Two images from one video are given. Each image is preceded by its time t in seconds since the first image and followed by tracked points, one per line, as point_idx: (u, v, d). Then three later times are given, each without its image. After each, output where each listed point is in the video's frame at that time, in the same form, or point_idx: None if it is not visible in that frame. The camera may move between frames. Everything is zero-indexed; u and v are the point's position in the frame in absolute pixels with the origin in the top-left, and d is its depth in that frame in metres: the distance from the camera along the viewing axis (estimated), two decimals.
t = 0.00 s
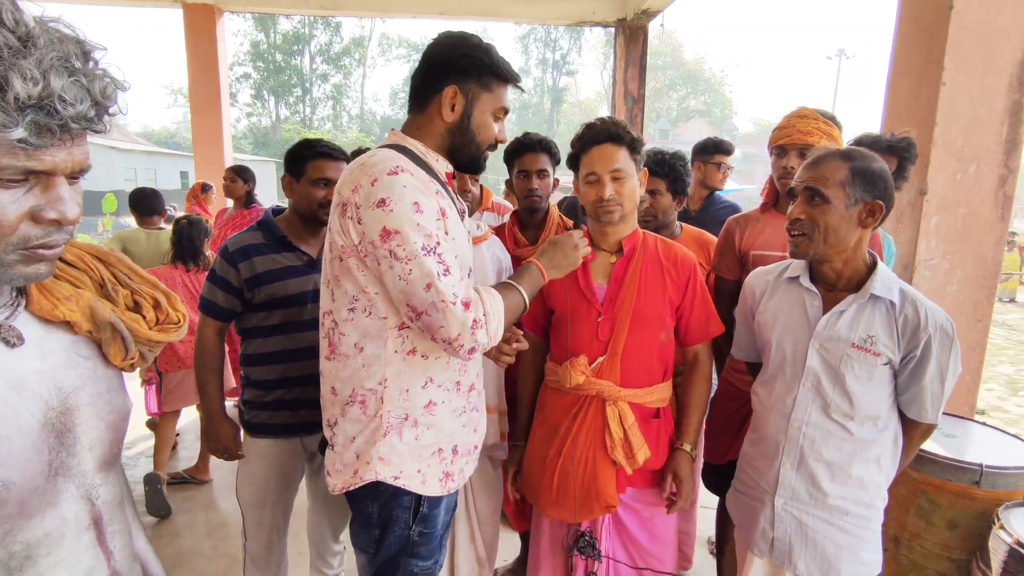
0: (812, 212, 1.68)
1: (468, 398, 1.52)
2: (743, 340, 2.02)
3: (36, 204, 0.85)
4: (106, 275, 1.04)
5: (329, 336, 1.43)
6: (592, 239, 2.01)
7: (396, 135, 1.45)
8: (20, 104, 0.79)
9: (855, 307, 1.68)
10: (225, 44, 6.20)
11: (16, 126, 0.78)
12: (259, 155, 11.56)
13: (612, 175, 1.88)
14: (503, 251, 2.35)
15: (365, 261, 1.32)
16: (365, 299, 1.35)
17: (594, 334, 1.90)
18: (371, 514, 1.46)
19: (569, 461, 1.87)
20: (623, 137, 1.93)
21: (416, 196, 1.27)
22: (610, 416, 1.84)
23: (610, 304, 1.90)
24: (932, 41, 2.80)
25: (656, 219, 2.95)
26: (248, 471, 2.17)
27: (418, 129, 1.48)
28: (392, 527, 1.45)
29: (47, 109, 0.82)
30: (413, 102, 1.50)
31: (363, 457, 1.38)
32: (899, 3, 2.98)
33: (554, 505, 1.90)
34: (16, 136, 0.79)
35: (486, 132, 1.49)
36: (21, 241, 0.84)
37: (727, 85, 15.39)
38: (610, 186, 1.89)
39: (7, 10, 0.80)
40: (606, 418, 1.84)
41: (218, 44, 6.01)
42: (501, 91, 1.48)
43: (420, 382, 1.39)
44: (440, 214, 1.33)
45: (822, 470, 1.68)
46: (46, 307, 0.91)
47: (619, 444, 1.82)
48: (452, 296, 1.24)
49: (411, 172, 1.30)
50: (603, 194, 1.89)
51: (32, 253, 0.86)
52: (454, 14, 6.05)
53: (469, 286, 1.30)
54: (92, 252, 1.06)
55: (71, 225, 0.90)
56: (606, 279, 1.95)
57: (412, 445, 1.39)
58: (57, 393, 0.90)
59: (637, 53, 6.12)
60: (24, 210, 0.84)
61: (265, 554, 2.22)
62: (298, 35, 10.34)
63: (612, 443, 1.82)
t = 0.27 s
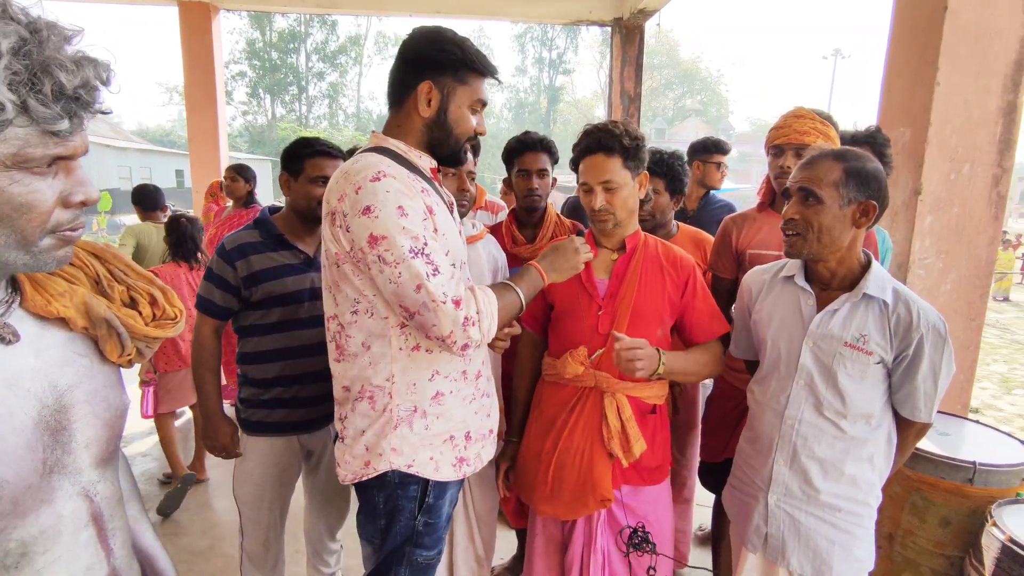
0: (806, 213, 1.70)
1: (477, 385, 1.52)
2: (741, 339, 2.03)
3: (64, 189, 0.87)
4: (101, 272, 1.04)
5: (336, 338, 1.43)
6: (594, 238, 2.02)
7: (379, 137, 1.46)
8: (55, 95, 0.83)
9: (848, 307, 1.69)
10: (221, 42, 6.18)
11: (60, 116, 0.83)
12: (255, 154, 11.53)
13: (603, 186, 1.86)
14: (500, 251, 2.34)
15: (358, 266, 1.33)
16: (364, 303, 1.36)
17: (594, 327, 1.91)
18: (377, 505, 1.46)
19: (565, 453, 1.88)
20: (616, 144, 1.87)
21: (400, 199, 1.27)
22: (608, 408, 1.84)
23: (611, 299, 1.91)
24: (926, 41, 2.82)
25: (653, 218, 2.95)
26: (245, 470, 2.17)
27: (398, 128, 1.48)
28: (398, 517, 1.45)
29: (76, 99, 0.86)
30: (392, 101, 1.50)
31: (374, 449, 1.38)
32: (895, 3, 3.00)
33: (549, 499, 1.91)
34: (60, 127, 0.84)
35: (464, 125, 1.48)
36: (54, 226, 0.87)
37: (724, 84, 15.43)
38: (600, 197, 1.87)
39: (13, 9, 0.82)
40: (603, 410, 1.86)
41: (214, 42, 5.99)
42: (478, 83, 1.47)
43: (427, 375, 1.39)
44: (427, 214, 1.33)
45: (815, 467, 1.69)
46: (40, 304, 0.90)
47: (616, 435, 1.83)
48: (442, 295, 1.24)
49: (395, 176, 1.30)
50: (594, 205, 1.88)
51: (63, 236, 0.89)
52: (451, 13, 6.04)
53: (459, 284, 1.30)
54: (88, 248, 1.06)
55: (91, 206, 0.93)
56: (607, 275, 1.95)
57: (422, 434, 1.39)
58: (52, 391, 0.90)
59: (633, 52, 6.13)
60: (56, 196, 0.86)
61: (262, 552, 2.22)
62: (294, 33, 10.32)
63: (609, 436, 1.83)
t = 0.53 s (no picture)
0: (799, 211, 1.70)
1: (473, 380, 1.51)
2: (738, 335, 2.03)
3: (61, 174, 0.87)
4: (91, 263, 1.03)
5: (333, 334, 1.43)
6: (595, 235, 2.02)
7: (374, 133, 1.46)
8: (53, 80, 0.84)
9: (842, 305, 1.69)
10: (220, 40, 6.17)
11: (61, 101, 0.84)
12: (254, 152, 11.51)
13: (602, 183, 1.85)
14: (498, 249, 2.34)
15: (355, 260, 1.32)
16: (361, 297, 1.36)
17: (591, 324, 1.91)
18: (373, 498, 1.45)
19: (562, 449, 1.88)
20: (614, 141, 1.86)
21: (396, 193, 1.27)
22: (605, 403, 1.84)
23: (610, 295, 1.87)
24: (926, 40, 2.82)
25: (654, 216, 2.94)
26: (241, 466, 2.17)
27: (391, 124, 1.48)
28: (393, 511, 1.44)
29: (71, 86, 0.87)
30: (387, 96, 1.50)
31: (370, 442, 1.38)
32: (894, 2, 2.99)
33: (547, 495, 1.90)
34: (62, 111, 0.84)
35: (458, 121, 1.47)
36: (53, 211, 0.87)
37: (724, 83, 15.43)
38: (599, 195, 1.87)
39: None
40: (600, 405, 1.85)
41: (213, 40, 5.98)
42: (471, 79, 1.46)
43: (422, 369, 1.38)
44: (424, 208, 1.33)
45: (808, 465, 1.69)
46: (30, 295, 0.90)
47: (613, 431, 1.83)
48: (438, 287, 1.24)
49: (391, 170, 1.30)
50: (593, 202, 1.88)
51: (61, 221, 0.89)
52: (451, 11, 6.03)
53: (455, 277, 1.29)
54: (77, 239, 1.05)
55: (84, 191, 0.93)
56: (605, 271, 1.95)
57: (418, 428, 1.39)
58: (43, 383, 0.89)
59: (633, 51, 6.12)
60: (53, 181, 0.86)
61: (258, 549, 2.22)
62: (293, 31, 10.30)
63: (605, 431, 1.83)
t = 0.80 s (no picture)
0: (796, 212, 1.69)
1: (468, 380, 1.51)
2: (736, 336, 2.03)
3: (52, 171, 0.87)
4: (84, 260, 1.03)
5: (330, 331, 1.43)
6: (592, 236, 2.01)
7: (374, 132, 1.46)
8: (45, 75, 0.84)
9: (840, 306, 1.69)
10: (222, 39, 6.17)
11: (52, 97, 0.84)
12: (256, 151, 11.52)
13: (601, 185, 1.85)
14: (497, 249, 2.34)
15: (352, 258, 1.32)
16: (357, 294, 1.36)
17: (589, 324, 1.90)
18: (367, 496, 1.45)
19: (560, 448, 1.88)
20: (612, 142, 1.85)
21: (393, 191, 1.26)
22: (602, 403, 1.84)
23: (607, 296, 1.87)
24: (928, 40, 2.80)
25: (656, 217, 2.93)
26: (240, 464, 2.17)
27: (391, 123, 1.48)
28: (387, 509, 1.45)
29: (63, 82, 0.87)
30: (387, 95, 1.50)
31: (364, 439, 1.37)
32: (897, 2, 2.98)
33: (546, 492, 1.90)
34: (52, 107, 0.84)
35: (457, 121, 1.47)
36: (44, 209, 0.86)
37: (726, 84, 15.41)
38: (597, 196, 1.86)
39: None
40: (598, 405, 1.85)
41: (215, 39, 5.98)
42: (470, 79, 1.46)
43: (417, 367, 1.38)
44: (421, 206, 1.32)
45: (806, 466, 1.68)
46: (23, 292, 0.89)
47: (611, 430, 1.83)
48: (431, 287, 1.23)
49: (389, 168, 1.30)
50: (591, 204, 1.87)
51: (52, 219, 0.88)
52: (452, 10, 6.02)
53: (448, 277, 1.29)
54: (70, 236, 1.05)
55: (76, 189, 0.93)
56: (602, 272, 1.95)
57: (412, 426, 1.38)
58: (37, 379, 0.89)
59: (635, 51, 6.10)
60: (44, 178, 0.86)
61: (256, 548, 2.21)
62: (296, 30, 10.31)
63: (603, 430, 1.83)
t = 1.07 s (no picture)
0: (794, 215, 1.69)
1: (464, 383, 1.51)
2: (734, 338, 2.03)
3: (47, 175, 0.87)
4: (79, 261, 1.03)
5: (326, 330, 1.45)
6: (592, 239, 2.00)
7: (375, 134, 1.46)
8: (43, 81, 0.84)
9: (839, 309, 1.68)
10: (225, 40, 6.19)
11: (50, 103, 0.84)
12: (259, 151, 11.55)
13: (602, 191, 1.84)
14: (497, 250, 2.34)
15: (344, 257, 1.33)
16: (351, 294, 1.37)
17: (589, 328, 1.90)
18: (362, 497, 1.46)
19: (564, 452, 1.87)
20: (613, 148, 1.84)
21: (384, 192, 1.26)
22: (606, 406, 1.83)
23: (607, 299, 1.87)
24: (930, 42, 2.80)
25: (659, 219, 2.95)
26: (239, 464, 2.17)
27: (391, 125, 1.48)
28: (382, 510, 1.45)
29: (61, 88, 0.87)
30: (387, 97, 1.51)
31: (358, 440, 1.37)
32: (899, 4, 2.98)
33: (549, 494, 1.90)
34: (50, 113, 0.85)
35: (456, 122, 1.46)
36: (40, 212, 0.87)
37: (729, 85, 15.39)
38: (599, 202, 1.85)
39: None
40: (602, 408, 1.84)
41: (219, 40, 6.00)
42: (469, 80, 1.45)
43: (411, 368, 1.38)
44: (414, 207, 1.32)
45: (805, 470, 1.67)
46: (18, 294, 0.89)
47: (614, 435, 1.82)
48: (415, 290, 1.23)
49: (383, 168, 1.30)
50: (592, 209, 1.86)
51: (48, 222, 0.89)
52: (455, 12, 6.03)
53: (436, 281, 1.28)
54: (66, 238, 1.05)
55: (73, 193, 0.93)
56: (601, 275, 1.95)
57: (406, 428, 1.38)
58: (31, 381, 0.89)
59: (638, 52, 6.10)
60: (40, 182, 0.86)
61: (255, 548, 2.22)
62: (299, 31, 10.34)
63: (607, 434, 1.82)
